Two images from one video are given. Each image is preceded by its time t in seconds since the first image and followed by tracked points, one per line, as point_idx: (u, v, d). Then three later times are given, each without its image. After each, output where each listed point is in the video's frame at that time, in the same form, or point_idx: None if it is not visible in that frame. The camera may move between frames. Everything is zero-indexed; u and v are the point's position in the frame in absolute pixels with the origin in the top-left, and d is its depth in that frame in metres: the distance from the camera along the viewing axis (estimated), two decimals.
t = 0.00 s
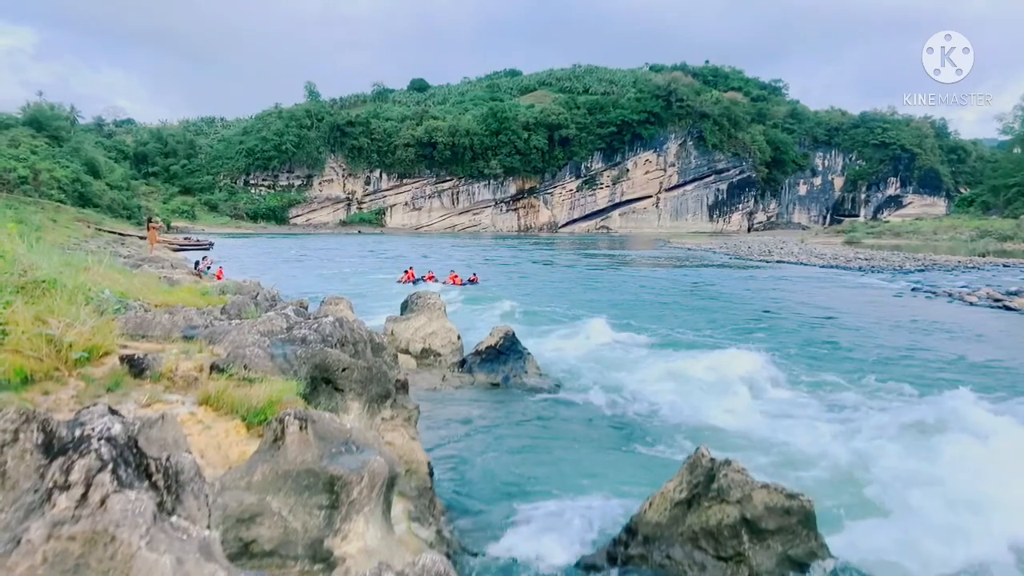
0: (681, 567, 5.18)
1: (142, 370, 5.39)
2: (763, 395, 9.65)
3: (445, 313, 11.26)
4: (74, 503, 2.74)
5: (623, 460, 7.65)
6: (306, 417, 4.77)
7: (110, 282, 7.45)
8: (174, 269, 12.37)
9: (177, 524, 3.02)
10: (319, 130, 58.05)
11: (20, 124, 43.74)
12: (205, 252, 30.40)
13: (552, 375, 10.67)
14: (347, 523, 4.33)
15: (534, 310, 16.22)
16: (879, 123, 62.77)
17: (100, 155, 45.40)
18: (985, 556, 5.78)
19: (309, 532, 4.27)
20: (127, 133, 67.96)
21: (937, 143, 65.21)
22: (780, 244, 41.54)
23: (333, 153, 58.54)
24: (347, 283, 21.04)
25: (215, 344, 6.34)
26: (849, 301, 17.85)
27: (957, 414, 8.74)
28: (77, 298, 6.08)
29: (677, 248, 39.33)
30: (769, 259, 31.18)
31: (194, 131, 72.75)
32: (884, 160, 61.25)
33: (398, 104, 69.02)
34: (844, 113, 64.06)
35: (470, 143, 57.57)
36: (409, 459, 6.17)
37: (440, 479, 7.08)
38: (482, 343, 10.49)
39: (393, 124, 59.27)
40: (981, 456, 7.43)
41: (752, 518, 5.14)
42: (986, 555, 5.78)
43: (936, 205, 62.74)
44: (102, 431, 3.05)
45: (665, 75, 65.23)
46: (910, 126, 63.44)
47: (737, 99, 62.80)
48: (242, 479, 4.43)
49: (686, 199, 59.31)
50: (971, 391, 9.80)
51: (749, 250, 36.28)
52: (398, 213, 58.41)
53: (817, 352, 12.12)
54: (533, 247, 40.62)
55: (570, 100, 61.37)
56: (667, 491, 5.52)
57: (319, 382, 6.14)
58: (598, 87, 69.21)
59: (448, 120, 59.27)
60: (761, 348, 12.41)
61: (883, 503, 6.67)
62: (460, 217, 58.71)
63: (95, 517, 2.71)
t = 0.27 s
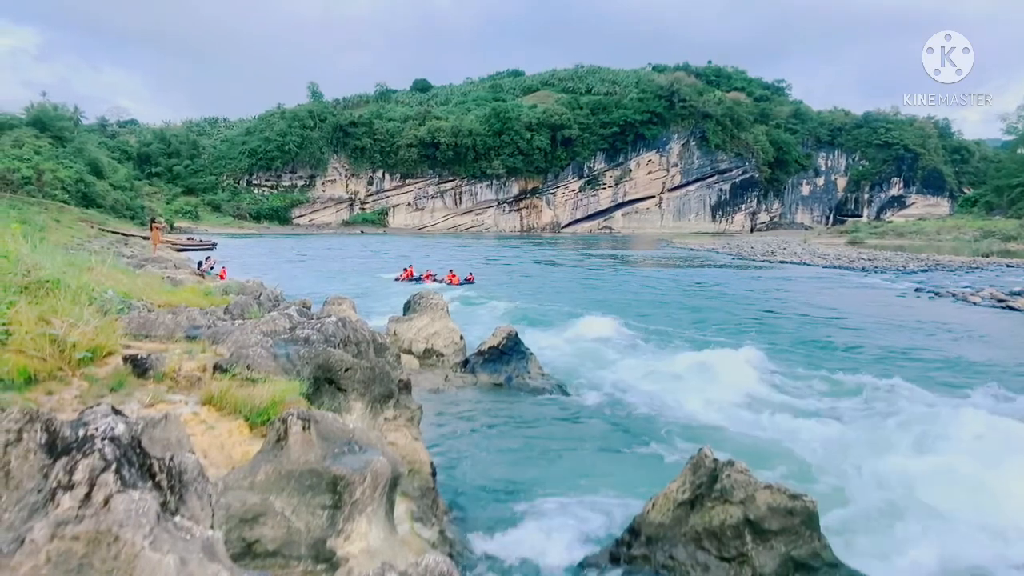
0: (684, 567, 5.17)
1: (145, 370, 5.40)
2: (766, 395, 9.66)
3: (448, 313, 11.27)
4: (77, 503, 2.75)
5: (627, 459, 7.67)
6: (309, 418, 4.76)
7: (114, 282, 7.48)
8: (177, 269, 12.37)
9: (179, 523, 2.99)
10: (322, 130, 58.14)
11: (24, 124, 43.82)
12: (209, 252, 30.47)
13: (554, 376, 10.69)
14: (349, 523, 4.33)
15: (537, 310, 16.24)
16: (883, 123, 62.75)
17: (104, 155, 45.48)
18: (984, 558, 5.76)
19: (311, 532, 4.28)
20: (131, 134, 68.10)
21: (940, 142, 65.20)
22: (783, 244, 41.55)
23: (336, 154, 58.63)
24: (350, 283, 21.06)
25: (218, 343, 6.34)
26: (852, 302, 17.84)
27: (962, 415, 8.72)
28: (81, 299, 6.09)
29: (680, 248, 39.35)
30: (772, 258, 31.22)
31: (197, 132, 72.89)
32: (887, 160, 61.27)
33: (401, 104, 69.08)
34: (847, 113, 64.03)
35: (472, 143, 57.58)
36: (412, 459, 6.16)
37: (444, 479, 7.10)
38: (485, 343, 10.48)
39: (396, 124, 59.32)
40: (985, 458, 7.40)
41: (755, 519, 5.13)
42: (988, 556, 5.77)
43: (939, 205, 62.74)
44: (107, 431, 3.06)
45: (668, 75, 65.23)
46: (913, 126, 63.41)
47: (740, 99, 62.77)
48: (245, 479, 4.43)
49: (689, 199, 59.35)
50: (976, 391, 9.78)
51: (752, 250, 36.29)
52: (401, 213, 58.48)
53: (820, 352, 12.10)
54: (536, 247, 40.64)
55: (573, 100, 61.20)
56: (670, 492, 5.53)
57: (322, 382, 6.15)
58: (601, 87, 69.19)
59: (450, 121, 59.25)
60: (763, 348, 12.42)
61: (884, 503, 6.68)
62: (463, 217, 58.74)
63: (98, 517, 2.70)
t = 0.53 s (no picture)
0: (686, 567, 5.17)
1: (147, 370, 5.39)
2: (767, 395, 9.65)
3: (449, 314, 11.28)
4: (80, 503, 2.75)
5: (628, 459, 7.67)
6: (312, 418, 4.77)
7: (116, 282, 7.48)
8: (178, 269, 12.36)
9: (181, 524, 2.98)
10: (323, 131, 58.18)
11: (26, 125, 43.83)
12: (210, 253, 30.49)
13: (556, 376, 10.69)
14: (351, 523, 4.34)
15: (539, 311, 16.24)
16: (884, 123, 62.76)
17: (106, 155, 45.51)
18: (983, 558, 5.75)
19: (313, 532, 4.28)
20: (132, 134, 68.18)
21: (942, 143, 65.16)
22: (785, 244, 41.53)
23: (337, 154, 58.69)
24: (351, 283, 21.05)
25: (220, 344, 6.34)
26: (853, 302, 17.82)
27: (964, 416, 8.70)
28: (83, 299, 6.10)
29: (682, 248, 39.33)
30: (773, 259, 31.20)
31: (199, 132, 72.99)
32: (889, 160, 61.27)
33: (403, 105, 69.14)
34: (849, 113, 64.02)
35: (474, 143, 57.59)
36: (413, 459, 6.16)
37: (446, 479, 7.09)
38: (486, 343, 10.48)
39: (397, 124, 59.35)
40: (987, 458, 7.40)
41: (756, 519, 5.12)
42: (989, 556, 5.77)
43: (941, 205, 62.71)
44: (109, 432, 3.07)
45: (669, 75, 65.24)
46: (915, 126, 63.38)
47: (741, 99, 62.75)
48: (247, 479, 4.44)
49: (690, 200, 59.32)
50: (978, 392, 9.76)
51: (754, 250, 36.27)
52: (402, 214, 58.49)
53: (822, 352, 12.09)
54: (538, 247, 40.62)
55: (574, 100, 61.12)
56: (672, 492, 5.54)
57: (324, 382, 6.15)
58: (603, 87, 69.18)
59: (451, 121, 59.26)
60: (765, 348, 12.40)
61: (885, 503, 6.68)
62: (464, 217, 58.74)
63: (100, 517, 2.70)
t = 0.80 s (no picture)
0: (687, 568, 5.16)
1: (148, 371, 5.39)
2: (768, 395, 9.66)
3: (450, 314, 11.27)
4: (80, 504, 2.74)
5: (629, 460, 7.66)
6: (312, 419, 4.76)
7: (117, 283, 7.48)
8: (178, 269, 12.35)
9: (181, 525, 2.98)
10: (324, 132, 58.24)
11: (26, 125, 43.88)
12: (211, 253, 30.49)
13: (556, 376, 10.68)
14: (352, 524, 4.33)
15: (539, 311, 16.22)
16: (885, 124, 62.82)
17: (107, 156, 45.54)
18: (984, 559, 5.75)
19: (313, 533, 4.28)
20: (133, 134, 68.29)
21: (943, 143, 65.19)
22: (786, 244, 41.52)
23: (338, 155, 58.75)
24: (352, 284, 21.03)
25: (221, 344, 6.34)
26: (854, 302, 17.80)
27: (965, 417, 8.68)
28: (84, 299, 6.10)
29: (683, 248, 39.34)
30: (774, 259, 31.19)
31: (200, 133, 73.10)
32: (890, 160, 61.33)
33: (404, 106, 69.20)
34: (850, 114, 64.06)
35: (475, 144, 57.64)
36: (414, 459, 6.16)
37: (446, 480, 7.08)
38: (487, 344, 10.48)
39: (398, 125, 59.39)
40: (988, 458, 7.39)
41: (757, 519, 5.11)
42: (991, 556, 5.76)
43: (942, 205, 62.75)
44: (109, 432, 3.07)
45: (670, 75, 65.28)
46: (916, 126, 63.41)
47: (741, 99, 62.75)
48: (248, 479, 4.44)
49: (691, 200, 59.29)
50: (979, 392, 9.74)
51: (755, 250, 36.26)
52: (403, 214, 58.51)
53: (822, 353, 12.07)
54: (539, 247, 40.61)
55: (575, 100, 61.15)
56: (672, 493, 5.53)
57: (324, 383, 6.15)
58: (603, 88, 69.18)
59: (452, 121, 59.27)
60: (765, 348, 12.38)
61: (885, 504, 6.68)
62: (465, 217, 58.79)
63: (101, 518, 2.70)
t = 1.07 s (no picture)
0: (686, 568, 5.16)
1: (148, 372, 5.39)
2: (768, 395, 9.66)
3: (450, 315, 11.28)
4: (81, 504, 2.74)
5: (629, 461, 7.65)
6: (312, 420, 4.75)
7: (117, 284, 7.48)
8: (179, 271, 12.35)
9: (181, 526, 2.98)
10: (324, 132, 58.27)
11: (27, 126, 43.92)
12: (211, 254, 30.49)
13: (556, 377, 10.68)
14: (351, 525, 4.32)
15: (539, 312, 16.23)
16: (885, 124, 62.85)
17: (107, 157, 45.53)
18: (986, 559, 5.74)
19: (313, 534, 4.27)
20: (133, 135, 68.34)
21: (943, 143, 65.20)
22: (786, 245, 41.51)
23: (338, 155, 58.77)
24: (352, 285, 21.03)
25: (221, 345, 6.35)
26: (855, 302, 17.80)
27: (965, 417, 8.67)
28: (84, 300, 6.09)
29: (683, 249, 39.32)
30: (775, 259, 31.18)
31: (200, 133, 73.12)
32: (890, 161, 61.38)
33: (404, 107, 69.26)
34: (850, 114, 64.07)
35: (475, 145, 57.66)
36: (414, 460, 6.16)
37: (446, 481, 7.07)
38: (487, 344, 10.49)
39: (398, 126, 59.40)
40: (988, 458, 7.39)
41: (757, 520, 5.11)
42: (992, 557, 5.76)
43: (942, 205, 62.75)
44: (109, 433, 3.07)
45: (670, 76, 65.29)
46: (915, 127, 63.43)
47: (741, 100, 62.76)
48: (248, 480, 4.44)
49: (691, 201, 59.25)
50: (979, 393, 9.74)
51: (755, 251, 36.24)
52: (403, 215, 58.51)
53: (822, 353, 12.07)
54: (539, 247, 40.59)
55: (575, 101, 61.18)
56: (672, 493, 5.53)
57: (324, 384, 6.15)
58: (603, 88, 69.19)
59: (452, 122, 59.27)
60: (765, 349, 12.38)
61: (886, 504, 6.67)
62: (465, 218, 58.83)
63: (100, 519, 2.70)
